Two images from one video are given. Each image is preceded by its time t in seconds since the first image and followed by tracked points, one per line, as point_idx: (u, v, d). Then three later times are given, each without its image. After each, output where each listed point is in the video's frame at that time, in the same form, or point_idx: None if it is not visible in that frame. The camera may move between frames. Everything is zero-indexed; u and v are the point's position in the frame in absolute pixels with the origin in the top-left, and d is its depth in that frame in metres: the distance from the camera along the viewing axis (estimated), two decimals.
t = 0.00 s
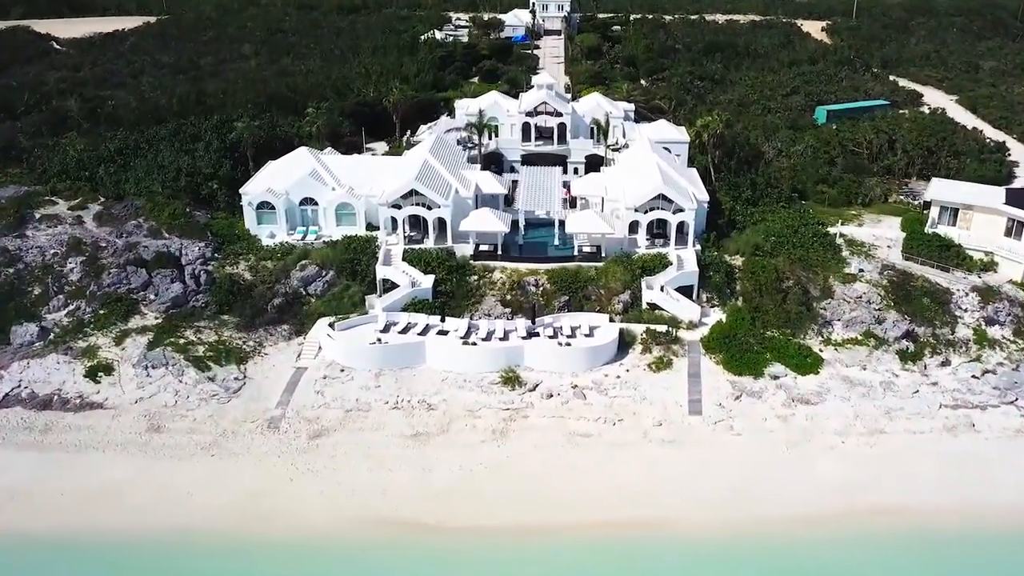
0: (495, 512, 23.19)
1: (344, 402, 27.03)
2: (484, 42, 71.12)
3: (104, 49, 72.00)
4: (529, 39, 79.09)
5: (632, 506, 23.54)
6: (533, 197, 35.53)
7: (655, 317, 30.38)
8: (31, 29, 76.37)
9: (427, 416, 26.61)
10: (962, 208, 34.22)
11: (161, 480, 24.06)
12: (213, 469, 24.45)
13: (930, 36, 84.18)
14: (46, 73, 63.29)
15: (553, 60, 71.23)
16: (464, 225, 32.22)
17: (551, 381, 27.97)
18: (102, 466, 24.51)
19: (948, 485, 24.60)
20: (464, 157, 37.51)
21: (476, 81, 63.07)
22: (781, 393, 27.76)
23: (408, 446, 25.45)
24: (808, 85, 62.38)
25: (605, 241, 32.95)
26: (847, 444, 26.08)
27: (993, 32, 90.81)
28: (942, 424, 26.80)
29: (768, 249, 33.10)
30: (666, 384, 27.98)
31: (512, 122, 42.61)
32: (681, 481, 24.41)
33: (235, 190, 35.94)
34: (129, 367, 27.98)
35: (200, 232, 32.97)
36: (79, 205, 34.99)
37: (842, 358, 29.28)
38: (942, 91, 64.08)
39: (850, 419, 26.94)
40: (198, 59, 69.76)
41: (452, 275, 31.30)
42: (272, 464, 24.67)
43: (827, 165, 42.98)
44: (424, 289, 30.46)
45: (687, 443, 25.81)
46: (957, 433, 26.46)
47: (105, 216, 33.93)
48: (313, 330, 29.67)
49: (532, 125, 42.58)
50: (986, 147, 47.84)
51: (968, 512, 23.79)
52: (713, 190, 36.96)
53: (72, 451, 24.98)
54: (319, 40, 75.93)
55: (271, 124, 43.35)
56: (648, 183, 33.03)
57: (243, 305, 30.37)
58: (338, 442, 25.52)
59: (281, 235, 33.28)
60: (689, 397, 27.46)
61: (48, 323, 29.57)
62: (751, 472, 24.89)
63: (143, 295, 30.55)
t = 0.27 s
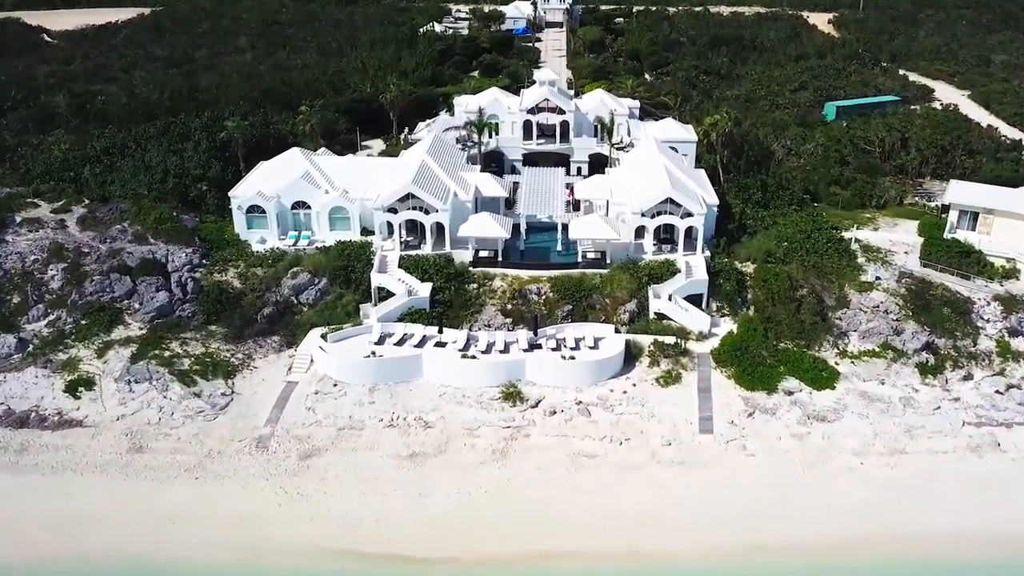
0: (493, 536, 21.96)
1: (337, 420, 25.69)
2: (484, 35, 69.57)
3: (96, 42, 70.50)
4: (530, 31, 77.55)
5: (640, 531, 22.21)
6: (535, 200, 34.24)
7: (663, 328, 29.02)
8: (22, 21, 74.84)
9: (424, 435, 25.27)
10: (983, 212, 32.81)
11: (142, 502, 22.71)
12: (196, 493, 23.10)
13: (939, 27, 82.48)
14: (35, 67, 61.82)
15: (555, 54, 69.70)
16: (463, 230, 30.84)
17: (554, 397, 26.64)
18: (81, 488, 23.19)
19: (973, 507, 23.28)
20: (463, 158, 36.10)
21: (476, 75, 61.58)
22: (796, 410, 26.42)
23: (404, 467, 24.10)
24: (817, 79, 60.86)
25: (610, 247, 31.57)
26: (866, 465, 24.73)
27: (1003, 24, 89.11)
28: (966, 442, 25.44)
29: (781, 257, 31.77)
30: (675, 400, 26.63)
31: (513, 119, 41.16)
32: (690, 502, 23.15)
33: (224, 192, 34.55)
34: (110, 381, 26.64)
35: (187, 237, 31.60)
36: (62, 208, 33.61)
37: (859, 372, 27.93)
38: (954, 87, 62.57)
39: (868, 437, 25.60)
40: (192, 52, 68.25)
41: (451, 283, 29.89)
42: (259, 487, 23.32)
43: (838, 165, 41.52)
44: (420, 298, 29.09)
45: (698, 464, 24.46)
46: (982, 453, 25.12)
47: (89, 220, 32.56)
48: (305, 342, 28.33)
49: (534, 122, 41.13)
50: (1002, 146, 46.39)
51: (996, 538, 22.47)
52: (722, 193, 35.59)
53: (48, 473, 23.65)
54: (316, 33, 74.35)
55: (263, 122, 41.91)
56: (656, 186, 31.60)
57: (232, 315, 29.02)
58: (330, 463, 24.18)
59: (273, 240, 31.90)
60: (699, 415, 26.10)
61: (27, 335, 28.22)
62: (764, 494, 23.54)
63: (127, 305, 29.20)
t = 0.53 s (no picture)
0: (492, 562, 20.70)
1: (329, 438, 24.41)
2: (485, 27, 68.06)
3: (88, 34, 69.02)
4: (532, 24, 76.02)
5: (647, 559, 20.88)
6: (537, 203, 32.88)
7: (671, 339, 27.73)
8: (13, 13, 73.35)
9: (420, 455, 24.00)
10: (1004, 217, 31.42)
11: (120, 529, 21.43)
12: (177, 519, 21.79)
13: (949, 20, 80.85)
14: (25, 60, 60.38)
15: (557, 47, 68.23)
16: (461, 235, 29.52)
17: (557, 414, 25.36)
18: (56, 514, 21.91)
19: (1001, 532, 21.94)
20: (462, 158, 34.75)
21: (476, 69, 60.11)
22: (811, 428, 25.14)
23: (398, 489, 22.82)
24: (825, 74, 59.38)
25: (615, 253, 30.26)
26: (886, 487, 23.41)
27: (1014, 16, 87.36)
28: (991, 463, 24.13)
29: (793, 264, 30.49)
30: (684, 417, 25.34)
31: (514, 117, 39.84)
32: (700, 528, 21.82)
33: (214, 195, 33.21)
34: (91, 397, 25.35)
35: (174, 243, 30.27)
36: (45, 210, 32.28)
37: (877, 387, 26.63)
38: (966, 82, 61.07)
39: (887, 458, 24.30)
40: (186, 45, 66.79)
41: (449, 292, 28.60)
42: (245, 511, 22.03)
43: (850, 166, 40.11)
44: (417, 308, 27.80)
45: (709, 487, 23.18)
46: (1008, 475, 23.80)
47: (72, 224, 31.24)
48: (296, 354, 27.04)
49: (536, 120, 39.67)
50: (1019, 145, 44.96)
51: None
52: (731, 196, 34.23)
53: (22, 498, 22.37)
54: (313, 25, 72.80)
55: (256, 120, 40.52)
56: (663, 190, 30.24)
57: (219, 325, 27.72)
58: (321, 485, 22.88)
59: (263, 247, 30.57)
60: (710, 434, 24.81)
61: (5, 346, 26.94)
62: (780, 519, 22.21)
63: (110, 315, 27.90)
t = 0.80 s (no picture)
0: None
1: (319, 459, 23.19)
2: (485, 20, 66.66)
3: (80, 26, 67.60)
4: (533, 16, 74.57)
5: None
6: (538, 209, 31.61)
7: (679, 352, 26.52)
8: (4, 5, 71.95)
9: (416, 477, 22.79)
10: None
11: (100, 556, 20.21)
12: (157, 546, 20.53)
13: (958, 11, 79.33)
14: (14, 53, 58.99)
15: (559, 41, 66.81)
16: (460, 242, 28.26)
17: (559, 433, 24.14)
18: (29, 541, 20.65)
19: None
20: (462, 159, 33.46)
21: (476, 63, 58.72)
22: (828, 447, 23.89)
23: (393, 514, 21.60)
24: (834, 69, 57.99)
25: (620, 260, 28.77)
26: (907, 513, 22.14)
27: None
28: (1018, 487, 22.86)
29: (807, 271, 29.23)
30: (694, 436, 24.10)
31: (515, 115, 38.59)
32: (712, 557, 20.56)
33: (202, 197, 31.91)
34: (71, 414, 24.11)
35: (160, 249, 29.00)
36: (27, 214, 30.99)
37: (895, 403, 25.40)
38: (977, 78, 59.65)
39: (909, 481, 23.03)
40: (180, 38, 65.35)
41: (447, 301, 27.36)
42: (229, 538, 20.76)
43: (862, 166, 38.79)
44: (414, 319, 26.59)
45: (720, 511, 21.94)
46: None
47: (54, 229, 29.96)
48: (286, 367, 25.81)
49: (537, 118, 38.39)
50: None
51: None
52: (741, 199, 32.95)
53: None
54: (309, 17, 71.36)
55: (249, 118, 39.20)
56: (671, 194, 28.96)
57: (206, 337, 26.48)
58: (311, 509, 21.68)
59: (254, 254, 29.29)
60: (721, 454, 23.59)
61: None
62: (796, 547, 20.94)
63: (92, 325, 26.66)
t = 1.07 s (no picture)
0: None
1: (310, 481, 22.03)
2: (486, 12, 65.30)
3: (73, 19, 66.25)
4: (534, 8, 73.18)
5: None
6: (540, 213, 30.37)
7: (687, 366, 25.37)
8: None
9: (411, 501, 21.64)
10: None
11: None
12: None
13: (968, 3, 77.74)
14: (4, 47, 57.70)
15: (561, 34, 65.49)
16: (458, 249, 27.07)
17: (562, 453, 22.99)
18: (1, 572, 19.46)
19: None
20: (461, 161, 32.23)
21: (477, 58, 57.42)
22: (844, 469, 22.72)
23: (386, 541, 20.44)
24: (842, 64, 56.63)
25: (625, 268, 27.58)
26: (929, 540, 20.97)
27: None
28: None
29: (820, 281, 28.03)
30: (703, 457, 22.93)
31: (517, 113, 37.25)
32: None
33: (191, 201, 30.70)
34: (49, 432, 22.92)
35: (146, 256, 27.81)
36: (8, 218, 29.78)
37: (914, 421, 24.23)
38: (989, 74, 58.29)
39: (930, 504, 21.85)
40: (175, 31, 64.03)
41: (445, 312, 26.18)
42: (213, 568, 19.59)
43: (875, 167, 37.50)
44: (410, 331, 25.41)
45: (732, 538, 20.77)
46: None
47: (36, 235, 28.75)
48: (276, 382, 24.64)
49: (540, 117, 37.18)
50: None
51: None
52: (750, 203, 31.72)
53: None
54: (306, 10, 69.95)
55: (241, 116, 37.94)
56: (679, 198, 27.73)
57: (193, 350, 25.30)
58: (300, 537, 20.52)
59: (243, 262, 28.08)
60: (732, 476, 22.41)
61: None
62: None
63: (74, 337, 25.49)
